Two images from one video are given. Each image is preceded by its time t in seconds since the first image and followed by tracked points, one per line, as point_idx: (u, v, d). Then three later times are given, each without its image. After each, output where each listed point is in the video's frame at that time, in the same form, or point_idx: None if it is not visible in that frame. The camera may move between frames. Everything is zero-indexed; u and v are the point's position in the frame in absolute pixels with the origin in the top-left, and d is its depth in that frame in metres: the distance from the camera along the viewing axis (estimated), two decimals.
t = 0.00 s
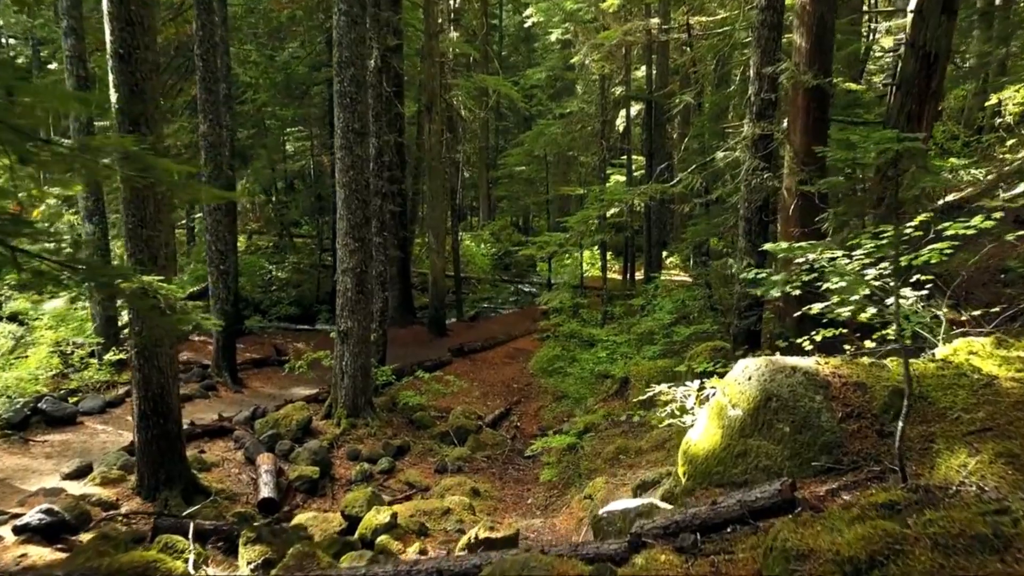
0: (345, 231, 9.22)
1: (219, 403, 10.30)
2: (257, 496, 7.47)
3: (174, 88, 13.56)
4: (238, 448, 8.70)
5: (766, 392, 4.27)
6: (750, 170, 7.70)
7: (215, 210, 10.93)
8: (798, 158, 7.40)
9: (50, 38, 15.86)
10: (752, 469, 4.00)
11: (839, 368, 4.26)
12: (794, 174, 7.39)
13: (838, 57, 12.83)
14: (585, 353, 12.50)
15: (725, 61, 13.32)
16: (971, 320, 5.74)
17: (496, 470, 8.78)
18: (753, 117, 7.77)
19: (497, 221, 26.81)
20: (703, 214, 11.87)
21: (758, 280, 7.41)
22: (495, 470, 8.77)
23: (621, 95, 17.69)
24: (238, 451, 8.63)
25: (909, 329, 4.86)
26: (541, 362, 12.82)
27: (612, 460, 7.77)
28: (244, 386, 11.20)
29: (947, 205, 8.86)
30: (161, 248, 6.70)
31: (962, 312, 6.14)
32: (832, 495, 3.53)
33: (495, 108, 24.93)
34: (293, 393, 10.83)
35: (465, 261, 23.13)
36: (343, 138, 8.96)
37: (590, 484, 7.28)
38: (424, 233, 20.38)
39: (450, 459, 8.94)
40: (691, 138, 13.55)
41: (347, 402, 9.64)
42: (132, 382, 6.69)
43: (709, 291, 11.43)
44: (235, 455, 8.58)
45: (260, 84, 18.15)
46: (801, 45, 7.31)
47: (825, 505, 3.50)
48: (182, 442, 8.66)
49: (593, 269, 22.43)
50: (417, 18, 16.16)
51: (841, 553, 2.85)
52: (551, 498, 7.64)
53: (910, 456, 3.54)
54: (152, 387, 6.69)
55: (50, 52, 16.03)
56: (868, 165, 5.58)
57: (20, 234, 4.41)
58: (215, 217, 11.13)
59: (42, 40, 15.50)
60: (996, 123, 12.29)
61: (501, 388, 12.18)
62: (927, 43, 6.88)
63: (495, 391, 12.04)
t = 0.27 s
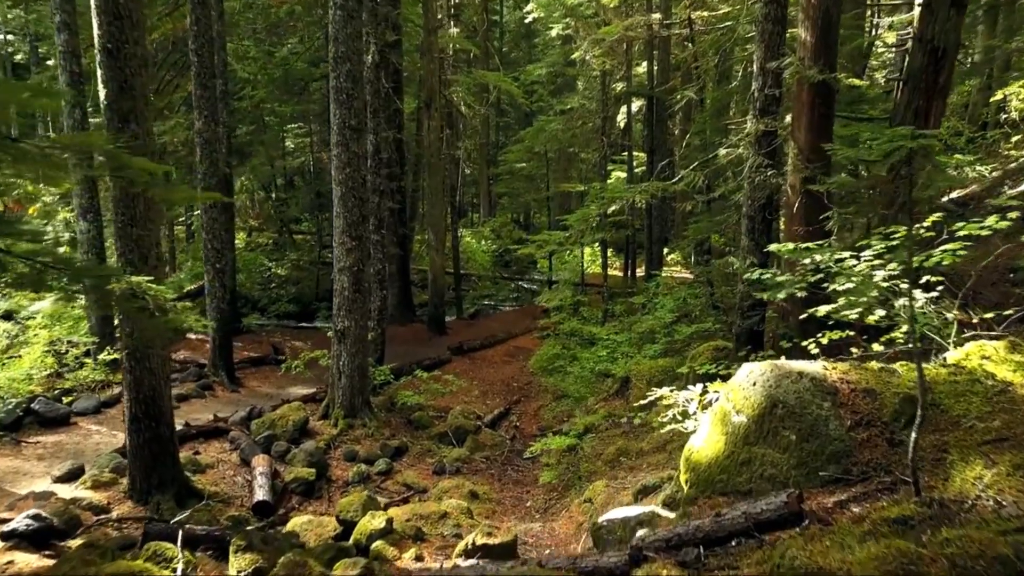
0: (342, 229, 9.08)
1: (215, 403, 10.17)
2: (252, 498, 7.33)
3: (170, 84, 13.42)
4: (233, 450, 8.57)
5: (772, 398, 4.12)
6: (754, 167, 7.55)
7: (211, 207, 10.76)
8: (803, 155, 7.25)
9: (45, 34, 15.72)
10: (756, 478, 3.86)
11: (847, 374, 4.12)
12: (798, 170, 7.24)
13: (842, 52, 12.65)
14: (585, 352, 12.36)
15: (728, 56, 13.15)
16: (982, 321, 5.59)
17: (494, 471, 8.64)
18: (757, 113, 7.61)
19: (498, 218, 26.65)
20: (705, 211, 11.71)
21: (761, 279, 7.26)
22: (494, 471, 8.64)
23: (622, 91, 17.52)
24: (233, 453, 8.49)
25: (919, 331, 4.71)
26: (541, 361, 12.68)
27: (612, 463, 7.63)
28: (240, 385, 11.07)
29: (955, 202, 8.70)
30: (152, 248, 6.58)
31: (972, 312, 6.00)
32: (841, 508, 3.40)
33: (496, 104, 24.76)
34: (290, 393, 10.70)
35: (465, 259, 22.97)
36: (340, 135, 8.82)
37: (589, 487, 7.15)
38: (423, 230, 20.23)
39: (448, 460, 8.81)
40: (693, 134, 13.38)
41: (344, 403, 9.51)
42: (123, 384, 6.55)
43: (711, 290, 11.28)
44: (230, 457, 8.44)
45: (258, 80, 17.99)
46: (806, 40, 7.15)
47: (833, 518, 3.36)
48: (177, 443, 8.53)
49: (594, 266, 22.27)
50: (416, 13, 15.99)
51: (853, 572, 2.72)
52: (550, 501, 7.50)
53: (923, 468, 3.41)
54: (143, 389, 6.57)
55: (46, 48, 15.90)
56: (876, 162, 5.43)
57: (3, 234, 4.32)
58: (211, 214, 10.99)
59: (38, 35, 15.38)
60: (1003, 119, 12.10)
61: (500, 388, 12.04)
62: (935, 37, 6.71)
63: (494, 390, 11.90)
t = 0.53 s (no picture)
0: (336, 230, 8.89)
1: (208, 406, 9.98)
2: (243, 506, 7.14)
3: (165, 81, 13.21)
4: (225, 456, 8.37)
5: (781, 412, 3.91)
6: (759, 167, 7.34)
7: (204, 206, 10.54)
8: (810, 154, 7.04)
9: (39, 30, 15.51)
10: (765, 496, 3.67)
11: (860, 387, 3.90)
12: (805, 171, 7.03)
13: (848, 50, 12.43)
14: (585, 354, 12.16)
15: (730, 54, 12.93)
16: (997, 329, 5.39)
17: (492, 478, 8.45)
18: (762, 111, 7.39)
19: (498, 217, 26.43)
20: (708, 212, 11.50)
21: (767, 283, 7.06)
22: (492, 478, 8.45)
23: (623, 89, 17.29)
24: (225, 459, 8.30)
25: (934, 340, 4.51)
26: (541, 364, 12.48)
27: (613, 471, 7.44)
28: (235, 388, 10.88)
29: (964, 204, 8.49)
30: (139, 250, 6.38)
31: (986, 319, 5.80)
32: (857, 532, 3.22)
33: (495, 102, 24.53)
34: (285, 397, 10.52)
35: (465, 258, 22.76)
36: (334, 134, 8.63)
37: (589, 496, 6.96)
38: (422, 230, 20.02)
39: (444, 466, 8.61)
40: (695, 133, 13.16)
41: (339, 407, 9.32)
42: (110, 390, 6.36)
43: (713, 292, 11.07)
44: (223, 463, 8.25)
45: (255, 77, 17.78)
46: (813, 35, 6.94)
47: (849, 543, 3.18)
48: (167, 449, 8.33)
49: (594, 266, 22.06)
50: (414, 9, 15.78)
51: None
52: (549, 510, 7.31)
53: (943, 489, 3.26)
54: (131, 395, 6.37)
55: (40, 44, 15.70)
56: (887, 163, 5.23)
57: None
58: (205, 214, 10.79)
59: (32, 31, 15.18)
60: (1011, 119, 11.88)
61: (499, 391, 11.85)
62: (947, 32, 6.52)
63: (493, 394, 11.71)
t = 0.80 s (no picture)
0: (331, 232, 8.72)
1: (202, 411, 9.81)
2: (235, 515, 6.97)
3: (159, 80, 13.04)
4: (218, 463, 8.20)
5: (787, 425, 3.74)
6: (762, 168, 7.17)
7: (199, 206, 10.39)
8: (815, 155, 6.87)
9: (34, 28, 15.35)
10: (771, 513, 3.50)
11: (870, 399, 3.73)
12: (810, 172, 6.87)
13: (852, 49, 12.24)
14: (585, 357, 11.99)
15: (732, 53, 12.77)
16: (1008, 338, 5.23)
17: (490, 485, 8.29)
18: (766, 111, 7.22)
19: (498, 217, 26.25)
20: (710, 213, 11.34)
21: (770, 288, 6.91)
22: (489, 485, 8.29)
23: (624, 89, 17.12)
24: (217, 466, 8.13)
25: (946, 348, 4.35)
26: (540, 367, 12.32)
27: (612, 479, 7.28)
28: (229, 392, 10.71)
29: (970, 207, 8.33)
30: (127, 253, 6.20)
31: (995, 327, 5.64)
32: (868, 553, 3.08)
33: (495, 101, 24.37)
34: (279, 401, 10.36)
35: (464, 259, 22.61)
36: (330, 135, 8.47)
37: (588, 505, 6.80)
38: (421, 231, 19.86)
39: (442, 473, 8.45)
40: (696, 133, 12.99)
41: (334, 412, 9.15)
42: (97, 397, 6.19)
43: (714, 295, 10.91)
44: (215, 470, 8.07)
45: (252, 76, 17.62)
46: (818, 32, 6.76)
47: (860, 567, 3.03)
48: (158, 456, 8.17)
49: (595, 267, 21.89)
50: (413, 8, 15.61)
51: None
52: (547, 519, 7.15)
53: (960, 508, 3.11)
54: (118, 402, 6.20)
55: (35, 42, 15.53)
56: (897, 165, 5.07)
57: None
58: (199, 215, 10.63)
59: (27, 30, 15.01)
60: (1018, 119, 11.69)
61: (497, 395, 11.69)
62: (955, 30, 6.34)
63: (492, 398, 11.55)
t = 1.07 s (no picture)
0: (325, 234, 8.54)
1: (194, 416, 9.64)
2: (225, 526, 6.79)
3: (153, 80, 12.86)
4: (209, 471, 8.01)
5: (796, 441, 3.57)
6: (765, 170, 6.99)
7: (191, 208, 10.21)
8: (820, 156, 6.69)
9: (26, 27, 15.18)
10: (779, 535, 3.32)
11: (883, 415, 3.57)
12: (815, 174, 6.68)
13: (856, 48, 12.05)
14: (584, 361, 11.81)
15: (733, 52, 12.58)
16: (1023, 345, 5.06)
17: (487, 494, 8.11)
18: (770, 112, 7.04)
19: (497, 218, 26.05)
20: (711, 215, 11.14)
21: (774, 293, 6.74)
22: (487, 494, 8.11)
23: (624, 88, 16.93)
24: (209, 474, 7.95)
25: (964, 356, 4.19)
26: (539, 371, 12.14)
27: (612, 489, 7.11)
28: (222, 396, 10.54)
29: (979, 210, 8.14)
30: (112, 257, 6.01)
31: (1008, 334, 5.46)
32: None
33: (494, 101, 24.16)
34: (274, 406, 10.19)
35: (463, 260, 22.44)
36: (324, 135, 8.29)
37: (587, 516, 6.62)
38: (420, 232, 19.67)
39: (438, 481, 8.27)
40: (698, 133, 12.79)
41: (328, 418, 8.97)
42: (82, 406, 6.02)
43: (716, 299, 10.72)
44: (206, 478, 7.89)
45: (248, 76, 17.43)
46: (823, 31, 6.58)
47: None
48: (149, 464, 7.99)
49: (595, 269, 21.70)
50: (410, 7, 15.41)
51: None
52: (545, 530, 6.96)
53: (982, 534, 2.99)
54: (104, 411, 6.04)
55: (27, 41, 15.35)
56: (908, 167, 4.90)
57: None
58: (192, 217, 10.46)
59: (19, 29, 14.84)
60: None
61: (495, 399, 11.52)
62: (966, 28, 6.20)
63: (490, 402, 11.37)
